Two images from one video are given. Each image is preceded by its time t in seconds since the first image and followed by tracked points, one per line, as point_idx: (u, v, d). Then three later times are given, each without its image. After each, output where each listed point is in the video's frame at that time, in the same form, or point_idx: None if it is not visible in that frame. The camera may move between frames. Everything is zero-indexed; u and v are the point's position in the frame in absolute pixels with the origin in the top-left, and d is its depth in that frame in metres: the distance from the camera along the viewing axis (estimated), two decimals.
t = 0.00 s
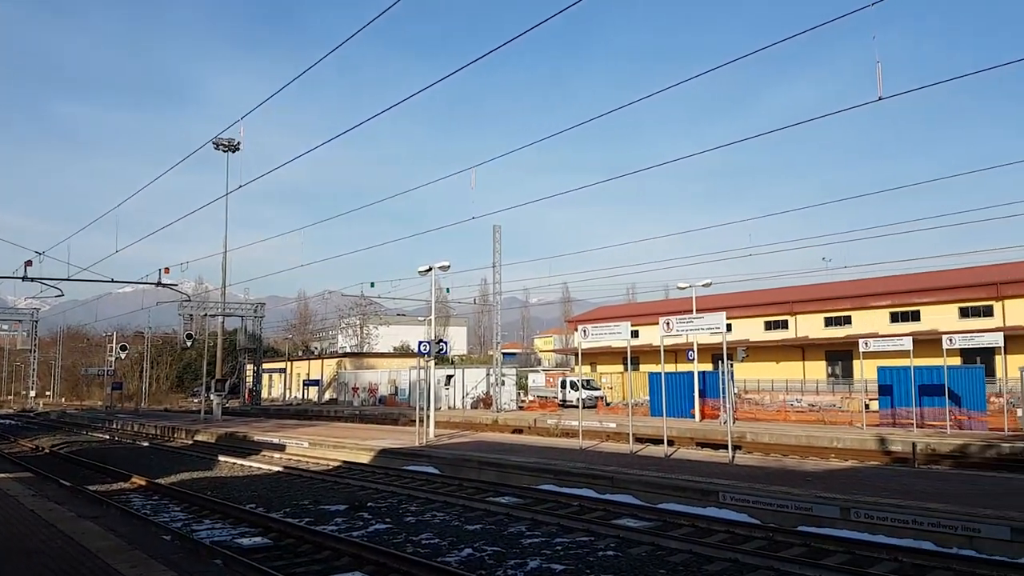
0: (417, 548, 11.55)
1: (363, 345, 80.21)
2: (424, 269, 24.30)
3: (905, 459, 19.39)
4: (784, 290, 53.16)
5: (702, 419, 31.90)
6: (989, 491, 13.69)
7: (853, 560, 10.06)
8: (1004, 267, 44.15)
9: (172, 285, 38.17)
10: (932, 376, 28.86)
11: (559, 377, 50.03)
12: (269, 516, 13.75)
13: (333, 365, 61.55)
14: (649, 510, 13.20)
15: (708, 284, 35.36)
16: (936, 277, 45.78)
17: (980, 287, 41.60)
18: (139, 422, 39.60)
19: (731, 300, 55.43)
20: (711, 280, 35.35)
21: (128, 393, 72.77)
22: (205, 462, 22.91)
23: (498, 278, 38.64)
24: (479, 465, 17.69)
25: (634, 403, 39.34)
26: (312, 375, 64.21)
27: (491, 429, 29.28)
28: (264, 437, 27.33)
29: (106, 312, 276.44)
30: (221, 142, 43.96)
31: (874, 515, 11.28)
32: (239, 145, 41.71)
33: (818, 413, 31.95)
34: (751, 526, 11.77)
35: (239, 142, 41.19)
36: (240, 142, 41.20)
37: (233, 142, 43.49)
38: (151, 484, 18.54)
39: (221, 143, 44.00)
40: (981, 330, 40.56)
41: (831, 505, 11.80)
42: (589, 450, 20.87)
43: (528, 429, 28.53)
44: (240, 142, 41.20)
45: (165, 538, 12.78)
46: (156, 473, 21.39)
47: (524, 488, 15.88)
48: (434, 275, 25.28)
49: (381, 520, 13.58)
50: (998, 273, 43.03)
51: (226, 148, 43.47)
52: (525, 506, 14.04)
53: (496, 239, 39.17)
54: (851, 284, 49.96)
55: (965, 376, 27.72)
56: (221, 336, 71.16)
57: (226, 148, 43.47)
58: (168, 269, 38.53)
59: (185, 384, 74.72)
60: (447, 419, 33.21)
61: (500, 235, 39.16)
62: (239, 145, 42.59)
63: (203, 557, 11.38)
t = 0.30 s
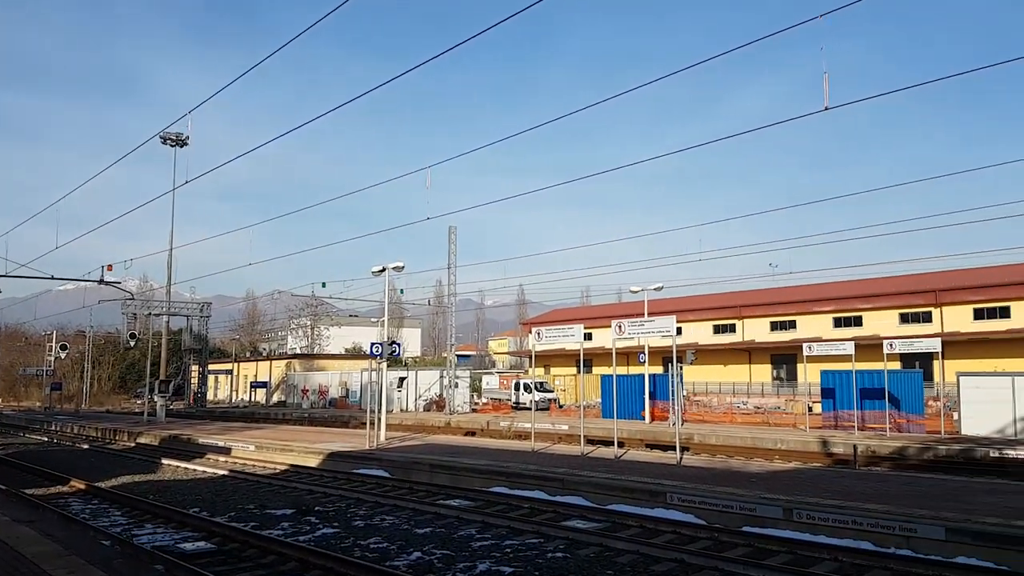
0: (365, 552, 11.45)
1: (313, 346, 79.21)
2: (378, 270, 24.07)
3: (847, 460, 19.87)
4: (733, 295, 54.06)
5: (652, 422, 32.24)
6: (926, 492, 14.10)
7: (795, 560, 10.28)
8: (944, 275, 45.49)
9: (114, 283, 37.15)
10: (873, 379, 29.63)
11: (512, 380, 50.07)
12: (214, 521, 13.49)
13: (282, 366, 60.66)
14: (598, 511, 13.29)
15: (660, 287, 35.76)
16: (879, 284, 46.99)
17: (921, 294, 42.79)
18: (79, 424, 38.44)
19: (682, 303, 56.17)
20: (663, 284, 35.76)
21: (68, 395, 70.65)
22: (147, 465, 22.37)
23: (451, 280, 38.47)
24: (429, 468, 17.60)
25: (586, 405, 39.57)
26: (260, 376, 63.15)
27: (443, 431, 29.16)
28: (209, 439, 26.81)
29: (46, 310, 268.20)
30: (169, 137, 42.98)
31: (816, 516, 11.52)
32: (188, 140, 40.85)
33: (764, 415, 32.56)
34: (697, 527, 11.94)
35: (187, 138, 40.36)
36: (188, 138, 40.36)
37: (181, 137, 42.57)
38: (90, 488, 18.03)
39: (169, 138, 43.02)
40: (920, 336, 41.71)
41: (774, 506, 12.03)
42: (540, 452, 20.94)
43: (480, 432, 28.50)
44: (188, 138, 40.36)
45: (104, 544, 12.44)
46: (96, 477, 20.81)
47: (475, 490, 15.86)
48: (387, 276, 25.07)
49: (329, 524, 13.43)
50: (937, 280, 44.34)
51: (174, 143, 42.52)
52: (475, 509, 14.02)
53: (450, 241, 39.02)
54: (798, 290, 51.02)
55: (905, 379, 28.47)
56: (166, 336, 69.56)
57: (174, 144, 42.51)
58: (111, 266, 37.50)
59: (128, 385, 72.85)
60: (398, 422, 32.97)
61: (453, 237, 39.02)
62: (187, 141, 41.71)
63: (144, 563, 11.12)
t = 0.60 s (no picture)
0: (312, 556, 11.30)
1: (262, 347, 78.02)
2: (329, 270, 23.77)
3: (792, 462, 20.24)
4: (683, 299, 54.77)
5: (603, 423, 32.48)
6: (868, 493, 14.42)
7: (741, 560, 10.43)
8: (886, 281, 46.72)
9: (55, 281, 36.08)
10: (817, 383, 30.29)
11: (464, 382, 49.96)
12: (156, 525, 13.17)
13: (229, 367, 59.59)
14: (549, 513, 13.31)
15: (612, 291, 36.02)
16: (823, 289, 48.08)
17: (864, 300, 43.87)
18: (16, 426, 37.22)
19: (633, 307, 56.70)
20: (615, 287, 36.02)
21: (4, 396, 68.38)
22: (87, 469, 21.74)
23: (404, 281, 38.22)
24: (379, 471, 17.43)
25: (538, 407, 39.66)
26: (207, 377, 61.95)
27: (393, 434, 28.96)
28: (153, 442, 26.18)
29: None
30: (114, 132, 41.91)
31: (761, 517, 11.71)
32: (134, 136, 39.91)
33: (712, 417, 33.02)
34: (645, 528, 12.05)
35: (133, 134, 39.42)
36: (134, 134, 39.42)
37: (127, 133, 41.56)
38: (27, 492, 17.46)
39: (114, 134, 41.96)
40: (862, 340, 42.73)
41: (721, 507, 12.20)
42: (491, 454, 20.91)
43: (432, 434, 28.36)
44: (134, 134, 39.42)
45: (40, 549, 12.05)
46: (32, 480, 20.15)
47: (425, 493, 15.76)
48: (338, 277, 24.77)
49: (276, 528, 13.22)
50: (879, 287, 45.51)
51: (120, 138, 41.48)
52: (425, 512, 13.92)
53: (403, 242, 38.81)
54: (747, 294, 51.92)
55: (847, 383, 29.16)
56: (109, 336, 67.82)
57: (120, 139, 41.48)
58: (52, 264, 36.39)
59: (68, 387, 70.84)
60: (348, 424, 32.64)
61: (407, 238, 38.78)
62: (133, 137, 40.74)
63: (81, 568, 10.81)
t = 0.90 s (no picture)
0: (258, 561, 11.08)
1: (208, 348, 76.54)
2: (277, 270, 23.37)
3: (739, 463, 20.54)
4: (634, 302, 55.29)
5: (554, 425, 32.59)
6: (812, 493, 14.72)
7: (689, 561, 10.54)
8: (830, 287, 47.79)
9: None
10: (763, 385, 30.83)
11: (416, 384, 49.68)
12: (95, 530, 12.80)
13: (174, 369, 58.32)
14: (499, 515, 13.29)
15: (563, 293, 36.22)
16: (771, 294, 48.99)
17: (809, 304, 44.81)
18: None
19: (585, 309, 57.04)
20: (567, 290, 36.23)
21: None
22: (22, 472, 21.05)
23: (355, 282, 37.86)
24: (327, 474, 17.22)
25: (490, 409, 39.63)
26: (150, 379, 60.52)
27: (343, 436, 28.64)
28: (92, 444, 25.47)
29: None
30: (56, 127, 40.73)
31: (709, 517, 11.84)
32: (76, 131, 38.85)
33: (661, 419, 33.41)
34: (595, 530, 12.10)
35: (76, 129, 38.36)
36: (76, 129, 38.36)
37: (70, 128, 40.43)
38: None
39: (56, 129, 40.77)
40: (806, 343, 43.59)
41: (670, 508, 12.31)
42: (441, 456, 20.83)
43: (382, 437, 28.15)
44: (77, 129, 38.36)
45: None
46: None
47: (375, 497, 15.60)
48: (287, 277, 24.38)
49: (220, 533, 12.94)
50: (824, 292, 46.53)
51: (62, 133, 40.34)
52: (374, 515, 13.78)
53: (355, 243, 38.46)
54: (697, 298, 52.62)
55: (792, 385, 29.74)
56: (48, 336, 65.81)
57: (62, 134, 40.33)
58: None
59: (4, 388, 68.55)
60: (297, 427, 32.18)
61: (358, 238, 38.45)
62: (76, 132, 39.64)
63: None
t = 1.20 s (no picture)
0: (200, 567, 10.82)
1: (150, 349, 74.70)
2: (222, 270, 22.91)
3: (688, 464, 20.77)
4: (586, 305, 55.62)
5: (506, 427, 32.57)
6: (758, 494, 14.95)
7: (638, 562, 10.60)
8: (777, 292, 48.69)
9: None
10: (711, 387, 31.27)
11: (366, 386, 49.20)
12: (30, 535, 12.36)
13: (115, 370, 56.78)
14: (448, 519, 13.21)
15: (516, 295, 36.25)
16: (720, 298, 49.73)
17: (755, 308, 45.59)
18: None
19: (538, 312, 57.20)
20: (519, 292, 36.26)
21: None
22: None
23: (304, 282, 37.34)
24: (274, 478, 16.92)
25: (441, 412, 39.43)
26: (90, 380, 58.80)
27: (290, 439, 28.20)
28: (28, 447, 24.62)
29: None
30: None
31: (657, 518, 11.91)
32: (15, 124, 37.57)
33: (612, 421, 33.65)
34: (545, 532, 12.10)
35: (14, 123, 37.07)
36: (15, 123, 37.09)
37: (9, 122, 39.11)
38: None
39: None
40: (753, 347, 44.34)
41: (619, 509, 12.35)
42: (391, 459, 20.64)
43: (330, 439, 27.80)
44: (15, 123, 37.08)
45: None
46: None
47: (322, 501, 15.37)
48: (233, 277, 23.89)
49: (161, 538, 12.61)
50: (771, 297, 47.40)
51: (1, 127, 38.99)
52: (321, 519, 13.58)
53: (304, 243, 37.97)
54: (648, 302, 53.17)
55: (739, 388, 30.21)
56: None
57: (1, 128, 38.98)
58: None
59: None
60: (242, 430, 31.57)
61: (308, 238, 37.95)
62: (15, 126, 38.34)
63: None
